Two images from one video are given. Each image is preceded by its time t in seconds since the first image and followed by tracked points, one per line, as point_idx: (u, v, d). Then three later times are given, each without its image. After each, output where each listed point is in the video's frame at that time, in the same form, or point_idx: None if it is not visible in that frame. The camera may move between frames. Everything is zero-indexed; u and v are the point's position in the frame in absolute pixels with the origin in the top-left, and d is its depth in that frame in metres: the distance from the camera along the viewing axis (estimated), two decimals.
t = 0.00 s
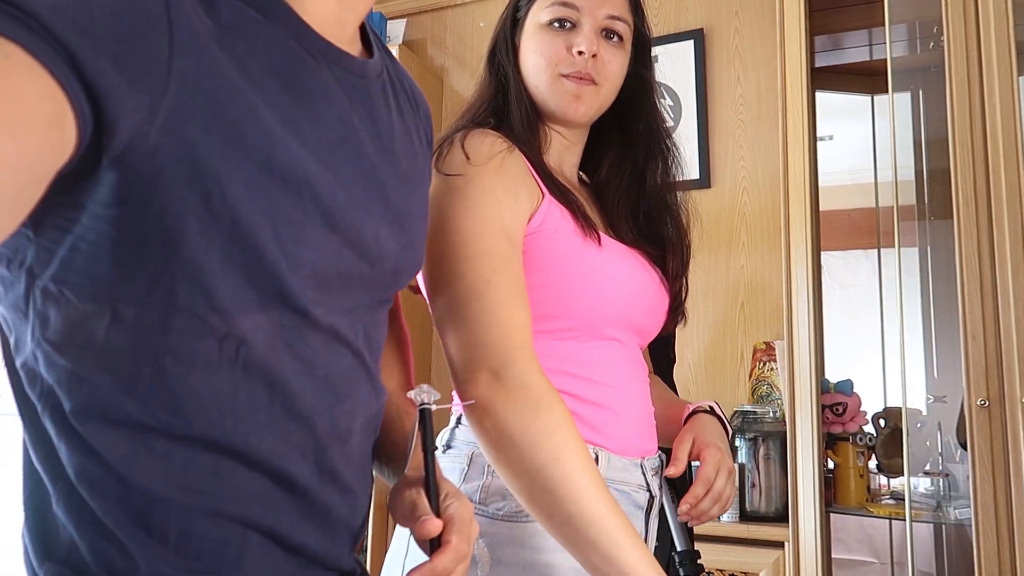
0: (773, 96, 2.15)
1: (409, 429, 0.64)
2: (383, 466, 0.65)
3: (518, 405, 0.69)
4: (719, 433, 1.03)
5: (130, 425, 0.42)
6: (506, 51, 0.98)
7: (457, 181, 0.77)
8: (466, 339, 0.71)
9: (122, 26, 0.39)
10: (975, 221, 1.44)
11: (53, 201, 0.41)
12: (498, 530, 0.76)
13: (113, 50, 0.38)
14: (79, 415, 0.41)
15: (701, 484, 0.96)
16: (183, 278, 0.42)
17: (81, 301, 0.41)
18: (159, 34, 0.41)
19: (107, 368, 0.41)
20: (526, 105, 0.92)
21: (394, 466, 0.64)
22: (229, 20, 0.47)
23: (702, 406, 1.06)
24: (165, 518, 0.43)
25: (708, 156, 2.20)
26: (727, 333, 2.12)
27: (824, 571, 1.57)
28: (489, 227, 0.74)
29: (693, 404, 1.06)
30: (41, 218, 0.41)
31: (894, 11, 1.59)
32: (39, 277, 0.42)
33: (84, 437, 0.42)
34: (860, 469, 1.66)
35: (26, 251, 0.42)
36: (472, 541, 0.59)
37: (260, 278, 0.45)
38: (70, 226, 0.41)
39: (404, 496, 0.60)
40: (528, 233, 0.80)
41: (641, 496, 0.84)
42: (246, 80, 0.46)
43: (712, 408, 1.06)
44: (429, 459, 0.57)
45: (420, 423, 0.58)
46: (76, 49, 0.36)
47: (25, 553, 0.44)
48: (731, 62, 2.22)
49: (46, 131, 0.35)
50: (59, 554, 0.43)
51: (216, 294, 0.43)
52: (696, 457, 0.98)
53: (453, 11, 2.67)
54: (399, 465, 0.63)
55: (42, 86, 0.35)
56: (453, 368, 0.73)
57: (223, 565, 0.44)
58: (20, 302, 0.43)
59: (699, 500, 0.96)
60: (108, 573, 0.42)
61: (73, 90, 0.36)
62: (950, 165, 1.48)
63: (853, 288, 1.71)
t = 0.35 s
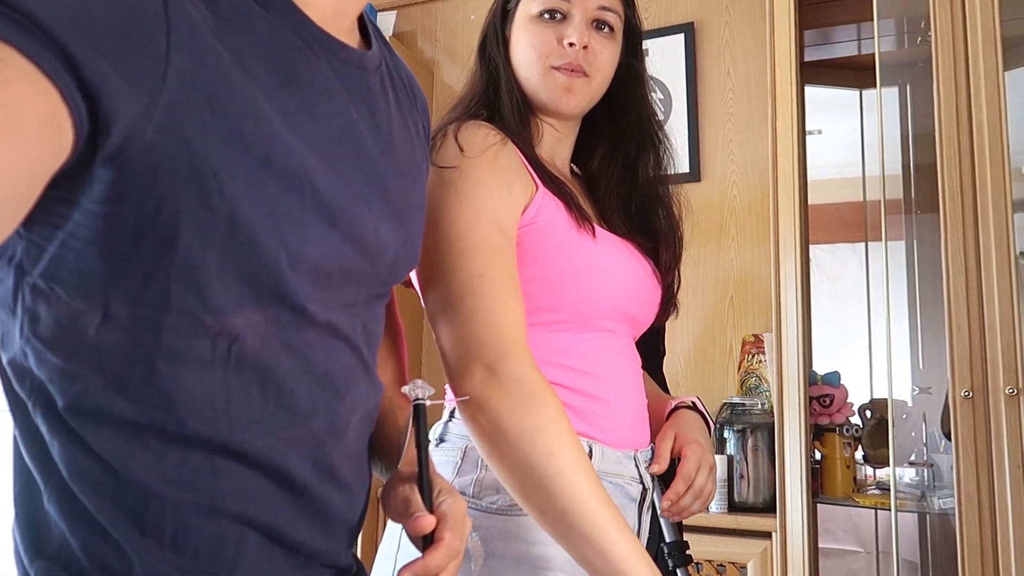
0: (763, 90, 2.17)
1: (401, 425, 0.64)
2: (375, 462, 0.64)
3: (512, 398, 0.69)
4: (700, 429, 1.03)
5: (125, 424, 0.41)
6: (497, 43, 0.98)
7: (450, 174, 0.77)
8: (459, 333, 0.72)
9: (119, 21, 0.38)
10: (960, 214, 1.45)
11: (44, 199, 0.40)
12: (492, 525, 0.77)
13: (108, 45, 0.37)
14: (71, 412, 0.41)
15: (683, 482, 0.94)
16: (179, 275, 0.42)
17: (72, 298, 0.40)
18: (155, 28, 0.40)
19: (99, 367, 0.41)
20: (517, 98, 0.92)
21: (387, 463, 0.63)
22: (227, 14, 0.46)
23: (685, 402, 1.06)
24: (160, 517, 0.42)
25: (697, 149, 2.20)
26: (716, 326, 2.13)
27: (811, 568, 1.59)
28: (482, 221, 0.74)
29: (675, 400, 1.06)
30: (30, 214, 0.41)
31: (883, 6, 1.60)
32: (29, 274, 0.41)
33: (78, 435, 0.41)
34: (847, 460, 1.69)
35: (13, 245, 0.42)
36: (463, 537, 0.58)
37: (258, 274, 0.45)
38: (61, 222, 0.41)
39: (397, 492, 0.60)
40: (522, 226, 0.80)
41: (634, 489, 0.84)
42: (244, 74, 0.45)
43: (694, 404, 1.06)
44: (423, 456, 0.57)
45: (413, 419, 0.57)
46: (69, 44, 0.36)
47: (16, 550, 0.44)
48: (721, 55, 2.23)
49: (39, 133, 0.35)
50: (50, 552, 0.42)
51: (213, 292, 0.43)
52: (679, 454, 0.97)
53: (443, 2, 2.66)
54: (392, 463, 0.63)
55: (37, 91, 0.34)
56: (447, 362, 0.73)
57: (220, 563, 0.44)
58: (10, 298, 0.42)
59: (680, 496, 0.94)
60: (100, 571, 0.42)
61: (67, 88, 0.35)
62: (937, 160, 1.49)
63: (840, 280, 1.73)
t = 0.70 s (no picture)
0: (742, 73, 2.17)
1: (380, 417, 0.63)
2: (354, 454, 0.64)
3: (489, 385, 0.69)
4: (670, 412, 0.99)
5: (92, 420, 0.41)
6: (469, 27, 0.96)
7: (423, 159, 0.76)
8: (436, 320, 0.71)
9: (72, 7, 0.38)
10: (937, 195, 1.47)
11: None
12: (473, 513, 0.77)
13: (59, 32, 0.37)
14: (35, 411, 0.40)
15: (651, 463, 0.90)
16: (143, 268, 0.41)
17: (34, 293, 0.40)
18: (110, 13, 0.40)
19: (64, 364, 0.40)
20: (491, 81, 0.91)
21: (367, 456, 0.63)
22: None
23: (659, 385, 1.04)
24: (130, 516, 0.42)
25: (677, 133, 2.20)
26: (699, 309, 2.14)
27: (796, 559, 1.59)
28: (457, 207, 0.73)
29: (649, 383, 1.04)
30: None
31: None
32: None
33: (41, 433, 0.40)
34: (829, 441, 1.69)
35: None
36: (441, 533, 0.59)
37: (224, 265, 0.44)
38: (17, 215, 0.39)
39: (374, 489, 0.60)
40: (498, 212, 0.79)
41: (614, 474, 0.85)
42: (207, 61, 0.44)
43: (670, 388, 1.05)
44: (401, 450, 0.57)
45: (390, 412, 0.57)
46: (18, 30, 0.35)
47: None
48: (700, 39, 2.23)
49: None
50: (17, 555, 0.41)
51: (178, 284, 0.42)
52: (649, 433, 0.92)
53: None
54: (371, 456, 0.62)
55: None
56: (423, 351, 0.73)
57: (193, 561, 0.44)
58: None
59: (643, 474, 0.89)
60: None
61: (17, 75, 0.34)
62: (914, 141, 1.50)
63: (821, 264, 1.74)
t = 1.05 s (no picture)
0: (757, 88, 2.17)
1: (400, 422, 0.63)
2: (373, 460, 0.63)
3: (505, 395, 0.69)
4: (680, 429, 0.98)
5: (122, 418, 0.40)
6: (491, 37, 0.97)
7: (445, 166, 0.76)
8: (453, 328, 0.71)
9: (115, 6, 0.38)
10: (951, 213, 1.46)
11: (36, 185, 0.39)
12: (484, 521, 0.76)
13: (103, 32, 0.36)
14: (67, 406, 0.40)
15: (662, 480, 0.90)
16: (177, 267, 0.41)
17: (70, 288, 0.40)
18: (153, 13, 0.40)
19: (98, 359, 0.40)
20: (511, 91, 0.91)
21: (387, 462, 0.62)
22: None
23: (669, 399, 1.03)
24: (156, 513, 0.41)
25: (691, 145, 2.21)
26: (709, 323, 2.13)
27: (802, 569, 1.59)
28: (478, 215, 0.73)
29: (659, 396, 1.03)
30: (20, 203, 0.39)
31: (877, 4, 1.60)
32: (21, 265, 0.40)
33: (72, 429, 0.40)
34: (837, 457, 1.68)
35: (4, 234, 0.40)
36: (461, 540, 0.58)
37: (255, 267, 0.44)
38: (54, 212, 0.39)
39: (395, 494, 0.59)
40: (516, 221, 0.79)
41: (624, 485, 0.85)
42: (245, 62, 0.44)
43: (679, 402, 1.04)
44: (422, 456, 0.57)
45: (411, 417, 0.57)
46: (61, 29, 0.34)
47: (9, 547, 0.43)
48: (716, 53, 2.23)
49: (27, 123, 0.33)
50: (45, 550, 0.41)
51: (211, 285, 0.42)
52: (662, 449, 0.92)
53: None
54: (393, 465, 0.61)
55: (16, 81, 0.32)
56: (439, 358, 0.73)
57: (216, 562, 0.43)
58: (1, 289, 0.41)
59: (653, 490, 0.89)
60: (99, 572, 0.41)
61: (59, 73, 0.34)
62: (928, 158, 1.50)
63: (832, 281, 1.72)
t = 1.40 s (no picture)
0: (761, 96, 2.18)
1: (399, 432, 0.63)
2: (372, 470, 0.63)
3: (517, 405, 0.69)
4: (682, 433, 0.99)
5: (127, 422, 0.41)
6: (491, 46, 0.98)
7: (451, 176, 0.76)
8: (461, 337, 0.70)
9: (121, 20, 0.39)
10: (957, 219, 1.46)
11: (40, 195, 0.40)
12: (493, 531, 0.76)
13: (108, 46, 0.37)
14: (71, 412, 0.41)
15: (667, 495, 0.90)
16: (180, 277, 0.42)
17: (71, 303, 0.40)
18: (158, 28, 0.40)
19: (103, 364, 0.41)
20: (513, 101, 0.91)
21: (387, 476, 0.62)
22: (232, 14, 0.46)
23: (670, 406, 1.03)
24: (160, 518, 0.42)
25: (696, 153, 2.21)
26: (716, 331, 2.13)
27: (811, 570, 1.60)
28: (486, 223, 0.72)
29: (660, 404, 1.03)
30: (21, 213, 0.40)
31: (880, 11, 1.61)
32: (25, 273, 0.40)
33: (76, 434, 0.41)
34: (846, 465, 1.69)
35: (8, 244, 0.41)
36: (462, 546, 0.58)
37: (258, 276, 0.45)
38: (57, 222, 0.40)
39: (395, 503, 0.60)
40: (523, 231, 0.79)
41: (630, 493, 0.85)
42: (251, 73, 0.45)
43: (681, 410, 1.04)
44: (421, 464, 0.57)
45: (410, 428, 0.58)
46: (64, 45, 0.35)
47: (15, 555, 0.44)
48: (720, 62, 2.24)
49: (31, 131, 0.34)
50: (50, 556, 0.43)
51: (214, 293, 0.43)
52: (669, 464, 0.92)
53: (444, 7, 2.67)
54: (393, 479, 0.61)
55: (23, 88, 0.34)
56: (447, 366, 0.73)
57: (218, 565, 0.44)
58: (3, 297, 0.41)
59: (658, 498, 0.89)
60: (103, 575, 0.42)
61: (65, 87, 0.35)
62: (934, 165, 1.50)
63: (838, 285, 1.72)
